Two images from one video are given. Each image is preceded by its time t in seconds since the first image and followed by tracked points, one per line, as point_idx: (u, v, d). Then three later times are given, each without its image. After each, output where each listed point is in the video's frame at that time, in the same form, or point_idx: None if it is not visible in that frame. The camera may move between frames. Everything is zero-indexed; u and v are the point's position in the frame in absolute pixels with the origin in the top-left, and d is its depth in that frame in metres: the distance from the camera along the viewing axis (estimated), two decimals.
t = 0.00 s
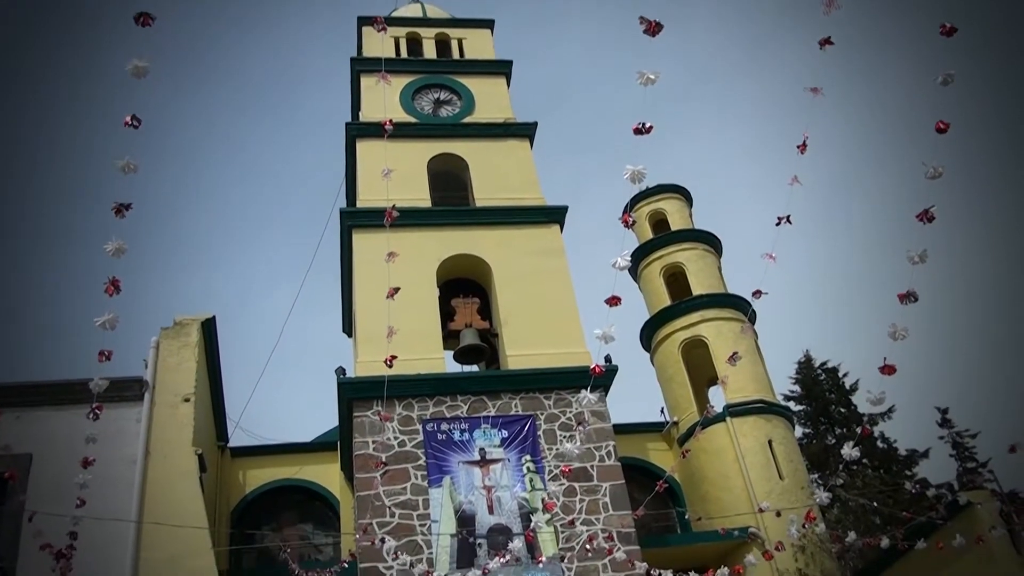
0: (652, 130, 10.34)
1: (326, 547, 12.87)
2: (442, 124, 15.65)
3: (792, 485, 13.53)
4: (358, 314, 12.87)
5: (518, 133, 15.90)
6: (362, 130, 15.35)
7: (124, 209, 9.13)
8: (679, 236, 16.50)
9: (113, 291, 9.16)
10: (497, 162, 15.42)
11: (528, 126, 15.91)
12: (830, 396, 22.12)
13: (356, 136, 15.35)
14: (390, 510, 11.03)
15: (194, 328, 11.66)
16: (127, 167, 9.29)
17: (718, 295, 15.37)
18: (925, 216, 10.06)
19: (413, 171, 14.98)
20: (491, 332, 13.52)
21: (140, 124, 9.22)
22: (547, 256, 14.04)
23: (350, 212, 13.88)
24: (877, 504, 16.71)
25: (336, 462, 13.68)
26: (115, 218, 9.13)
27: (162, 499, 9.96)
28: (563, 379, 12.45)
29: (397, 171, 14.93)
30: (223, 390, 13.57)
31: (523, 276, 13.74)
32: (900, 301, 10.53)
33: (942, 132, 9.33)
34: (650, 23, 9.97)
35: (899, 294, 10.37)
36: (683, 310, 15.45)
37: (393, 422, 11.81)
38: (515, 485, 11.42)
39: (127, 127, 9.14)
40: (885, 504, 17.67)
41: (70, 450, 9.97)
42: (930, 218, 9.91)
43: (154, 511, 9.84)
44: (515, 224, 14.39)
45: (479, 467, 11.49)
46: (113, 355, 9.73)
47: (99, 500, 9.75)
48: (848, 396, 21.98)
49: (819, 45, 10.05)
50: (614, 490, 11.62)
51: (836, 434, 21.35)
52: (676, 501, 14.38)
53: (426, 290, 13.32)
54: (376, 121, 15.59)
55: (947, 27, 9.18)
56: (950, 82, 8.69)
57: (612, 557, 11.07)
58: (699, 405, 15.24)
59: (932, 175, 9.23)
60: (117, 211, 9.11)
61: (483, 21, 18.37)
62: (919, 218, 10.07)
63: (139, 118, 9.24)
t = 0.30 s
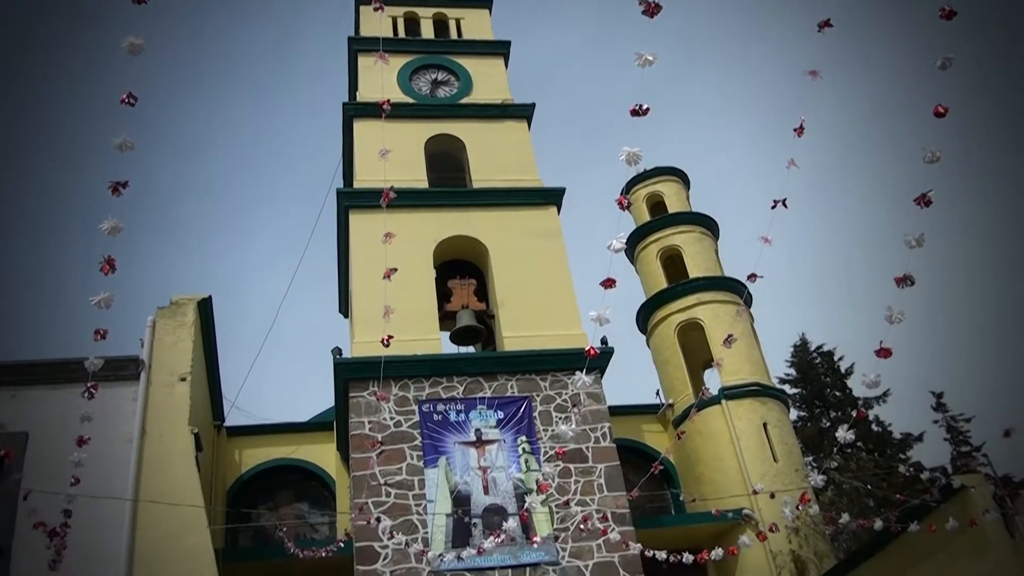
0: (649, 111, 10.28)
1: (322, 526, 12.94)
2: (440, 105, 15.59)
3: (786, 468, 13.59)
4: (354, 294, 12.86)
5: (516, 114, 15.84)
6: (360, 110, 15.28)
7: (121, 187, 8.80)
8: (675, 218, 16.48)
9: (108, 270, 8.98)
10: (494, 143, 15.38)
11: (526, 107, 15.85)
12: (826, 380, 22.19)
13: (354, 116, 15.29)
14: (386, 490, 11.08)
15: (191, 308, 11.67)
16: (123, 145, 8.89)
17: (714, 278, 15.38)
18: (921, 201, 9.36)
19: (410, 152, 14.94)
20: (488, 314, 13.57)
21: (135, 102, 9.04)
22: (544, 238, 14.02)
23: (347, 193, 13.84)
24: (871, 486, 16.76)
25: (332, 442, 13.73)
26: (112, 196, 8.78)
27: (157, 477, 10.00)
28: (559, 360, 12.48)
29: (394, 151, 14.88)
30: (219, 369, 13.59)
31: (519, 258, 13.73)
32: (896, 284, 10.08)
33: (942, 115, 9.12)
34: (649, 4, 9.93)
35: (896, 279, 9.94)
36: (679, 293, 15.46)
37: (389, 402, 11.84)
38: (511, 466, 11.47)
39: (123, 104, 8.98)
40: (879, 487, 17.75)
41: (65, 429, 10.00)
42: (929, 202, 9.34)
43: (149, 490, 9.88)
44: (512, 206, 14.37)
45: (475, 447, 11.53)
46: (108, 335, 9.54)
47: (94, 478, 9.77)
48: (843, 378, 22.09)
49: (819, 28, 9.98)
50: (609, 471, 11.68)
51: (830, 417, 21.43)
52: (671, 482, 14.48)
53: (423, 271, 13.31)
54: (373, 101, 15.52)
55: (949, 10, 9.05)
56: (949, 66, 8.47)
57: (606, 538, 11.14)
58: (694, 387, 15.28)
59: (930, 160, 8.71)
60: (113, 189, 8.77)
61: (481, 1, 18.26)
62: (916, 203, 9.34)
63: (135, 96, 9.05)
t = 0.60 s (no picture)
0: (646, 89, 10.18)
1: (317, 501, 13.01)
2: (436, 81, 15.51)
3: (779, 446, 13.66)
4: (350, 270, 12.85)
5: (514, 91, 15.77)
6: (356, 86, 15.19)
7: (115, 160, 8.69)
8: (671, 197, 16.46)
9: (102, 244, 8.86)
10: (491, 120, 15.32)
11: (523, 84, 15.78)
12: (820, 360, 22.26)
13: (350, 92, 15.20)
14: (380, 466, 11.13)
15: (186, 283, 11.65)
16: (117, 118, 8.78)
17: (709, 257, 15.38)
18: (918, 182, 8.84)
19: (407, 128, 14.87)
20: (483, 291, 13.56)
21: (130, 76, 8.91)
22: (540, 216, 14.00)
23: (343, 169, 13.79)
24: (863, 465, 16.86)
25: (326, 418, 13.77)
26: (106, 169, 8.68)
27: (153, 451, 10.03)
28: (553, 338, 12.49)
29: (390, 126, 14.82)
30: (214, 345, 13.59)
31: (515, 236, 13.71)
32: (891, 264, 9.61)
33: (940, 96, 8.72)
34: None
35: (891, 259, 9.49)
36: (674, 272, 15.46)
37: (384, 379, 11.86)
38: (505, 443, 11.52)
39: (117, 77, 8.84)
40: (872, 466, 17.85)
41: (59, 403, 10.00)
42: (926, 182, 8.87)
43: (144, 464, 9.91)
44: (508, 184, 14.33)
45: (469, 424, 11.58)
46: (102, 309, 9.49)
47: (87, 452, 9.78)
48: (837, 358, 22.17)
49: (819, 5, 9.89)
50: (603, 449, 11.73)
51: (824, 397, 21.52)
52: (664, 460, 14.62)
53: (418, 248, 13.30)
54: (369, 77, 15.43)
55: None
56: (948, 48, 8.43)
57: (599, 515, 11.21)
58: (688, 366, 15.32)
59: (929, 141, 8.39)
60: (107, 162, 8.67)
61: None
62: (913, 183, 8.83)
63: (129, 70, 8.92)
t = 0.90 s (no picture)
0: (643, 64, 10.06)
1: (312, 475, 13.09)
2: (433, 55, 15.40)
3: (772, 423, 13.72)
4: (344, 244, 12.83)
5: (510, 66, 15.68)
6: (351, 59, 15.07)
7: (107, 131, 8.55)
8: (667, 173, 16.42)
9: (94, 217, 8.70)
10: (488, 95, 15.23)
11: (520, 59, 15.68)
12: (814, 338, 22.33)
13: (345, 65, 15.09)
14: (375, 440, 11.18)
15: (181, 257, 11.62)
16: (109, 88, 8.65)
17: (705, 234, 15.37)
18: (914, 160, 8.67)
19: (402, 102, 14.79)
20: (479, 267, 13.53)
21: (121, 46, 8.77)
22: (536, 192, 13.97)
23: (338, 143, 13.72)
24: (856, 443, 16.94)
25: (321, 392, 13.81)
26: (98, 140, 8.56)
27: (148, 424, 10.05)
28: (548, 314, 12.50)
29: (386, 100, 14.73)
30: (209, 318, 13.58)
31: (510, 212, 13.68)
32: (886, 243, 9.39)
33: (938, 74, 8.58)
34: None
35: (886, 237, 9.25)
36: (670, 249, 15.45)
37: (379, 353, 11.88)
38: (499, 418, 11.57)
39: (109, 47, 8.69)
40: (864, 443, 17.96)
41: (52, 376, 10.01)
42: (923, 160, 8.71)
43: (139, 437, 9.94)
44: (505, 159, 14.28)
45: (464, 399, 11.62)
46: (95, 281, 9.40)
47: (79, 425, 9.79)
48: (831, 337, 22.25)
49: None
50: (597, 425, 11.78)
51: (817, 374, 21.62)
52: (657, 436, 14.72)
53: (413, 223, 13.27)
54: (365, 50, 15.31)
55: None
56: (949, 24, 8.31)
57: (592, 490, 11.28)
58: (683, 343, 15.35)
59: (927, 117, 8.22)
60: (100, 133, 8.54)
61: None
62: (909, 161, 8.67)
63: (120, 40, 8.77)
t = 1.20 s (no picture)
0: (641, 36, 9.98)
1: (307, 445, 13.15)
2: (429, 25, 15.27)
3: (766, 397, 13.78)
4: (340, 216, 12.79)
5: (508, 37, 15.56)
6: (347, 29, 14.94)
7: (101, 99, 8.40)
8: (664, 147, 16.36)
9: (87, 185, 8.53)
10: (485, 67, 15.13)
11: (518, 30, 15.56)
12: (808, 313, 22.38)
13: (341, 35, 14.96)
14: (370, 411, 11.22)
15: (176, 227, 11.58)
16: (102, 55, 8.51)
17: (701, 209, 15.35)
18: (913, 135, 8.57)
19: (398, 73, 14.68)
20: (474, 240, 13.55)
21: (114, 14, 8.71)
22: (533, 165, 13.92)
23: (334, 113, 13.64)
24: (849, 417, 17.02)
25: (316, 363, 13.84)
26: (91, 108, 8.42)
27: (143, 393, 10.07)
28: (544, 287, 12.50)
29: (381, 70, 14.62)
30: (203, 289, 13.57)
31: (507, 184, 13.64)
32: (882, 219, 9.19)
33: (937, 49, 8.51)
34: None
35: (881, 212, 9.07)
36: (666, 223, 15.42)
37: (375, 325, 11.89)
38: (494, 390, 11.61)
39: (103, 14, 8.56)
40: (857, 417, 18.06)
41: (46, 345, 10.01)
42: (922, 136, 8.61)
43: (134, 406, 9.97)
44: (501, 132, 14.22)
45: (459, 371, 11.65)
46: (88, 250, 9.32)
47: (73, 394, 9.81)
48: (826, 312, 22.31)
49: None
50: (591, 397, 11.83)
51: (811, 349, 21.72)
52: (651, 409, 14.81)
53: (409, 195, 13.23)
54: (361, 19, 15.17)
55: None
56: None
57: (586, 462, 11.35)
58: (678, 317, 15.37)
59: (924, 93, 8.09)
60: (93, 101, 8.40)
61: None
62: (907, 136, 8.57)
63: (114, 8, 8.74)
